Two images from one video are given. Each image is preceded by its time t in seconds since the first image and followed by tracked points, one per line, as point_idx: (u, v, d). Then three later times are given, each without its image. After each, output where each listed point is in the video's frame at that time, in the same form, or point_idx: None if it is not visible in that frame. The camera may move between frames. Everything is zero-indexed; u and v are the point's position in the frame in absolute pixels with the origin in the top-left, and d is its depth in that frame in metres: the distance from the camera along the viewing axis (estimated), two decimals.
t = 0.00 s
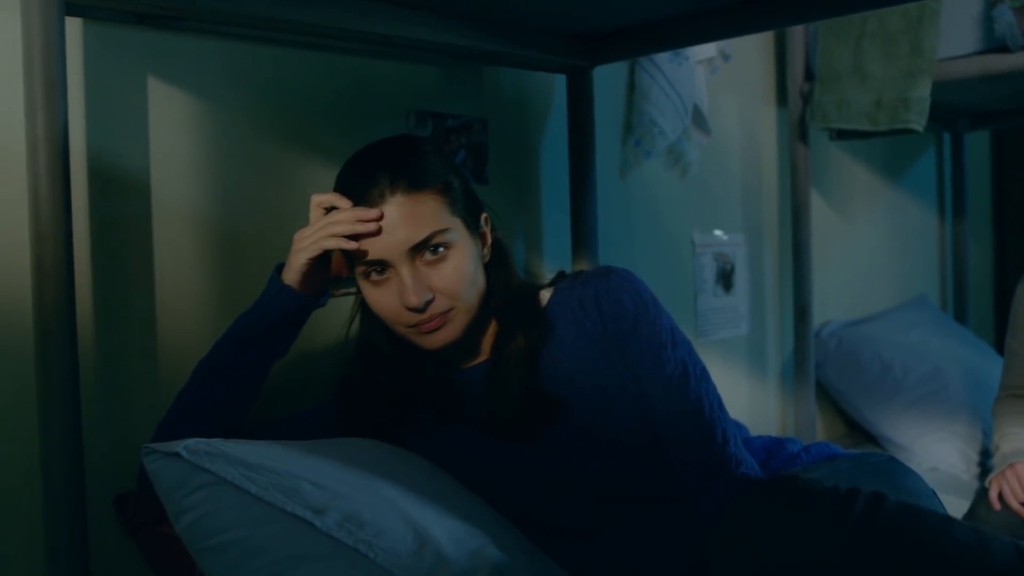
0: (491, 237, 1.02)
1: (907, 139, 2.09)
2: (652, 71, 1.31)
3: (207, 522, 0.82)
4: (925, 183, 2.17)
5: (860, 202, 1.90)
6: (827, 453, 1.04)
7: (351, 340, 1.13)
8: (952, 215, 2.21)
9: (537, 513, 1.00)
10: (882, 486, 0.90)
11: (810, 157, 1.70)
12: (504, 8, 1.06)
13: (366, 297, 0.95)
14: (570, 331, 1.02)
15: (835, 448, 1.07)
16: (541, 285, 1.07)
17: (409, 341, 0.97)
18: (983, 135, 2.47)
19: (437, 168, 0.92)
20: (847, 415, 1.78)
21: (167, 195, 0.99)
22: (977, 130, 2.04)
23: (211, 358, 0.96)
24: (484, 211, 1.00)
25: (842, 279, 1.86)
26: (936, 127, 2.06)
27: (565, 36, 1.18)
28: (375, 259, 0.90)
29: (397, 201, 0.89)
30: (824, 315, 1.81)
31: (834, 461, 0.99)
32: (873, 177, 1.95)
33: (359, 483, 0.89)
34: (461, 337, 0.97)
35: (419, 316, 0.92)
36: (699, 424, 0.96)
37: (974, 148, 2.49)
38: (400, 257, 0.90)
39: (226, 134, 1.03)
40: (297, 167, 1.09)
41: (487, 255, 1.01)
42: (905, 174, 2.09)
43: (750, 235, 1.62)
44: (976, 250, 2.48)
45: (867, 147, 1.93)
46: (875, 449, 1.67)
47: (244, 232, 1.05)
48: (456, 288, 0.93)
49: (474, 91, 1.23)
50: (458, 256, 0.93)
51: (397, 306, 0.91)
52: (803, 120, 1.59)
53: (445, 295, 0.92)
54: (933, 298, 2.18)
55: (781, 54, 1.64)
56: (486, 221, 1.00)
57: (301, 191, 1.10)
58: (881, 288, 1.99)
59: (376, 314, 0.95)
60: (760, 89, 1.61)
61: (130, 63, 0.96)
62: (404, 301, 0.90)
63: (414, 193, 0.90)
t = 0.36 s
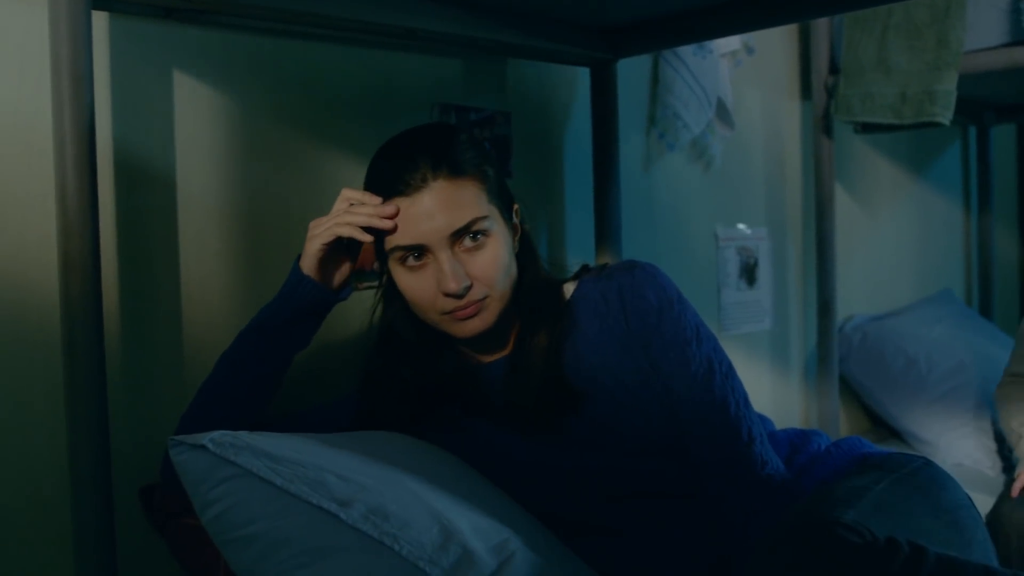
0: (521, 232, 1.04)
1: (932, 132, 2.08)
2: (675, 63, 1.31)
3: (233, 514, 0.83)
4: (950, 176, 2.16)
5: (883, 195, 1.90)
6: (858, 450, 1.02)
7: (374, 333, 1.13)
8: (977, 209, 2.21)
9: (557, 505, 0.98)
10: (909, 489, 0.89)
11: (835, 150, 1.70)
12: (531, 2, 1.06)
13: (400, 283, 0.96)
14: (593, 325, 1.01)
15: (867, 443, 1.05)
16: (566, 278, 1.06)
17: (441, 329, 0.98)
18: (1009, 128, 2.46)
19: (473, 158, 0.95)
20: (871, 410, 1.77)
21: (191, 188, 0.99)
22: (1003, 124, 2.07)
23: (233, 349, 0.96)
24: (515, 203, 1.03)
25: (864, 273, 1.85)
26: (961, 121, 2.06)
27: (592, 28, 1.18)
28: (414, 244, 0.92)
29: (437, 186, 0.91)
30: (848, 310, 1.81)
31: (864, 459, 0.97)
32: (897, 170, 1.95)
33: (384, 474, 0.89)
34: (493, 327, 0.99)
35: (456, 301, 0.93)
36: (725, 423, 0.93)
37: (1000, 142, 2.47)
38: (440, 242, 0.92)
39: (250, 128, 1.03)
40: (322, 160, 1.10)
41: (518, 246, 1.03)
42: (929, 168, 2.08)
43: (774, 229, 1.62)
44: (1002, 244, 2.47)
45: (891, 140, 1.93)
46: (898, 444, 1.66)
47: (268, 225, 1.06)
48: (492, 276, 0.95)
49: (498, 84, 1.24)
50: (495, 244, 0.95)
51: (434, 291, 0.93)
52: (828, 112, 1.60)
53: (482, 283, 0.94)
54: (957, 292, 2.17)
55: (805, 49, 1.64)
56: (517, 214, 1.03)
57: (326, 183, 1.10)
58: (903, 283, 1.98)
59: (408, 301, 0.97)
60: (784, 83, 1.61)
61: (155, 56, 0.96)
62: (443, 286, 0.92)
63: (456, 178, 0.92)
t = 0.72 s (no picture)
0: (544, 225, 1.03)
1: (958, 127, 2.07)
2: (698, 57, 1.31)
3: (258, 508, 0.83)
4: (976, 171, 2.15)
5: (907, 190, 1.89)
6: (885, 446, 1.01)
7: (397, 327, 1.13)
8: (1003, 204, 2.19)
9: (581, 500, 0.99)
10: (935, 484, 0.88)
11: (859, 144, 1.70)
12: None
13: (423, 280, 0.96)
14: (617, 320, 1.01)
15: (895, 441, 1.03)
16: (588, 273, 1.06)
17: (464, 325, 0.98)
18: None
19: (496, 153, 0.95)
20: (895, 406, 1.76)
21: (215, 183, 0.99)
22: None
23: (254, 344, 0.96)
24: (538, 197, 1.02)
25: (886, 269, 1.84)
26: (987, 115, 2.04)
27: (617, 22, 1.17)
28: (438, 241, 0.92)
29: (461, 182, 0.91)
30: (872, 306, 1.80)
31: (889, 455, 0.97)
32: (922, 165, 1.94)
33: (408, 468, 0.89)
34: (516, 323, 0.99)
35: (479, 300, 0.93)
36: (750, 419, 0.93)
37: None
38: (464, 239, 0.92)
39: (274, 123, 1.03)
40: (345, 154, 1.10)
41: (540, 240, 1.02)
42: (954, 163, 2.07)
43: (797, 224, 1.61)
44: None
45: (916, 135, 1.92)
46: (921, 441, 1.65)
47: (291, 219, 1.06)
48: (515, 273, 0.95)
49: (521, 79, 1.24)
50: (518, 241, 0.95)
51: (457, 288, 0.93)
52: (852, 106, 1.59)
53: (505, 280, 0.94)
54: (983, 288, 2.16)
55: (829, 44, 1.64)
56: (540, 208, 1.02)
57: (349, 178, 1.10)
58: (924, 279, 1.97)
59: (431, 297, 0.97)
60: (809, 77, 1.61)
61: (180, 51, 0.96)
62: (466, 283, 0.92)
63: (478, 175, 0.92)
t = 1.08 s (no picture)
0: (568, 219, 1.03)
1: (982, 122, 2.05)
2: (720, 52, 1.32)
3: (282, 503, 0.83)
4: (1001, 167, 2.13)
5: (931, 186, 1.88)
6: (909, 445, 1.03)
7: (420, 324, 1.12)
8: None
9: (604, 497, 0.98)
10: (962, 486, 0.88)
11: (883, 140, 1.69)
12: None
13: (445, 275, 0.96)
14: (641, 317, 1.01)
15: (918, 439, 1.05)
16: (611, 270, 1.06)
17: (486, 320, 0.98)
18: None
19: (520, 150, 0.95)
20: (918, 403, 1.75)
21: (239, 178, 1.00)
22: None
23: (278, 337, 0.96)
24: (561, 192, 1.02)
25: (908, 265, 1.84)
26: (1013, 111, 2.03)
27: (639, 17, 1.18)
28: (460, 237, 0.92)
29: (484, 178, 0.91)
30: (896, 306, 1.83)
31: (915, 454, 0.97)
32: (945, 161, 1.93)
33: (432, 465, 0.89)
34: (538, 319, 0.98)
35: (502, 296, 0.94)
36: (775, 416, 0.92)
37: None
38: (486, 235, 0.91)
39: (298, 120, 1.03)
40: (368, 150, 1.10)
41: (566, 235, 1.03)
42: (979, 159, 2.05)
43: (820, 221, 1.61)
44: None
45: (940, 130, 1.91)
46: (944, 439, 1.64)
47: (315, 215, 1.06)
48: (537, 269, 0.94)
49: (543, 75, 1.23)
50: (540, 237, 0.95)
51: (479, 284, 0.93)
52: (876, 102, 1.59)
53: (527, 276, 0.94)
54: (1008, 285, 2.14)
55: (853, 40, 1.65)
56: (563, 203, 1.02)
57: (373, 174, 1.11)
58: (947, 276, 1.96)
59: (454, 292, 0.97)
60: (832, 74, 1.61)
61: (205, 48, 0.97)
62: (488, 279, 0.92)
63: (501, 172, 0.92)
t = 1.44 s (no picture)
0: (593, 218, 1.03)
1: (1009, 122, 2.04)
2: (744, 51, 1.33)
3: (309, 502, 0.83)
4: None
5: (956, 186, 1.87)
6: (939, 447, 1.02)
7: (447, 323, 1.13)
8: None
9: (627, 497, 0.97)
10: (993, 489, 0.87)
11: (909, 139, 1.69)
12: None
13: (471, 275, 0.96)
14: (667, 315, 1.01)
15: (945, 439, 1.04)
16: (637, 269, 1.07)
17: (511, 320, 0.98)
18: None
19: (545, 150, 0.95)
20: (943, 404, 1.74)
21: (266, 178, 1.00)
22: None
23: (301, 335, 0.96)
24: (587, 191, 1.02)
25: (932, 265, 1.83)
26: None
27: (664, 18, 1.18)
28: (484, 237, 0.92)
29: (509, 178, 0.90)
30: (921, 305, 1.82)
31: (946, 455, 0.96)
32: (971, 161, 1.92)
33: (460, 466, 0.88)
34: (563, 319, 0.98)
35: (526, 296, 0.93)
36: (800, 416, 0.92)
37: None
38: (511, 235, 0.91)
39: (324, 120, 1.04)
40: (392, 148, 1.10)
41: (591, 234, 1.03)
42: (1005, 159, 2.04)
43: (845, 220, 1.61)
44: None
45: (966, 130, 1.90)
46: (969, 440, 1.63)
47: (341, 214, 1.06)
48: (562, 269, 0.94)
49: (567, 75, 1.23)
50: (565, 237, 0.94)
51: (504, 285, 0.93)
52: (900, 101, 1.58)
53: (552, 277, 0.94)
54: None
55: (877, 39, 1.65)
56: (588, 202, 1.02)
57: (400, 174, 1.11)
58: (971, 276, 1.94)
59: (479, 292, 0.97)
60: (857, 72, 1.61)
61: (233, 48, 0.97)
62: (512, 279, 0.92)
63: (525, 172, 0.91)
